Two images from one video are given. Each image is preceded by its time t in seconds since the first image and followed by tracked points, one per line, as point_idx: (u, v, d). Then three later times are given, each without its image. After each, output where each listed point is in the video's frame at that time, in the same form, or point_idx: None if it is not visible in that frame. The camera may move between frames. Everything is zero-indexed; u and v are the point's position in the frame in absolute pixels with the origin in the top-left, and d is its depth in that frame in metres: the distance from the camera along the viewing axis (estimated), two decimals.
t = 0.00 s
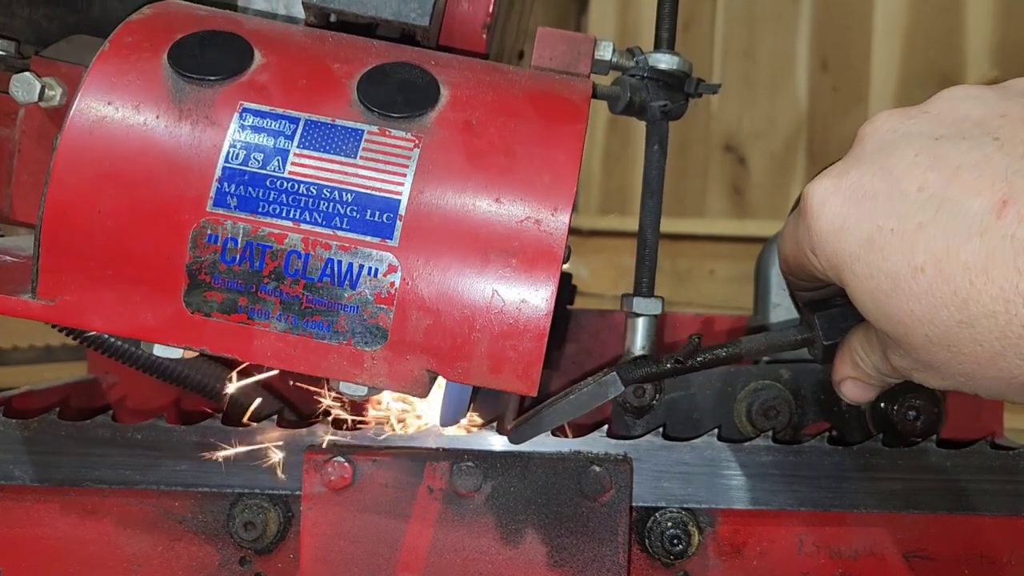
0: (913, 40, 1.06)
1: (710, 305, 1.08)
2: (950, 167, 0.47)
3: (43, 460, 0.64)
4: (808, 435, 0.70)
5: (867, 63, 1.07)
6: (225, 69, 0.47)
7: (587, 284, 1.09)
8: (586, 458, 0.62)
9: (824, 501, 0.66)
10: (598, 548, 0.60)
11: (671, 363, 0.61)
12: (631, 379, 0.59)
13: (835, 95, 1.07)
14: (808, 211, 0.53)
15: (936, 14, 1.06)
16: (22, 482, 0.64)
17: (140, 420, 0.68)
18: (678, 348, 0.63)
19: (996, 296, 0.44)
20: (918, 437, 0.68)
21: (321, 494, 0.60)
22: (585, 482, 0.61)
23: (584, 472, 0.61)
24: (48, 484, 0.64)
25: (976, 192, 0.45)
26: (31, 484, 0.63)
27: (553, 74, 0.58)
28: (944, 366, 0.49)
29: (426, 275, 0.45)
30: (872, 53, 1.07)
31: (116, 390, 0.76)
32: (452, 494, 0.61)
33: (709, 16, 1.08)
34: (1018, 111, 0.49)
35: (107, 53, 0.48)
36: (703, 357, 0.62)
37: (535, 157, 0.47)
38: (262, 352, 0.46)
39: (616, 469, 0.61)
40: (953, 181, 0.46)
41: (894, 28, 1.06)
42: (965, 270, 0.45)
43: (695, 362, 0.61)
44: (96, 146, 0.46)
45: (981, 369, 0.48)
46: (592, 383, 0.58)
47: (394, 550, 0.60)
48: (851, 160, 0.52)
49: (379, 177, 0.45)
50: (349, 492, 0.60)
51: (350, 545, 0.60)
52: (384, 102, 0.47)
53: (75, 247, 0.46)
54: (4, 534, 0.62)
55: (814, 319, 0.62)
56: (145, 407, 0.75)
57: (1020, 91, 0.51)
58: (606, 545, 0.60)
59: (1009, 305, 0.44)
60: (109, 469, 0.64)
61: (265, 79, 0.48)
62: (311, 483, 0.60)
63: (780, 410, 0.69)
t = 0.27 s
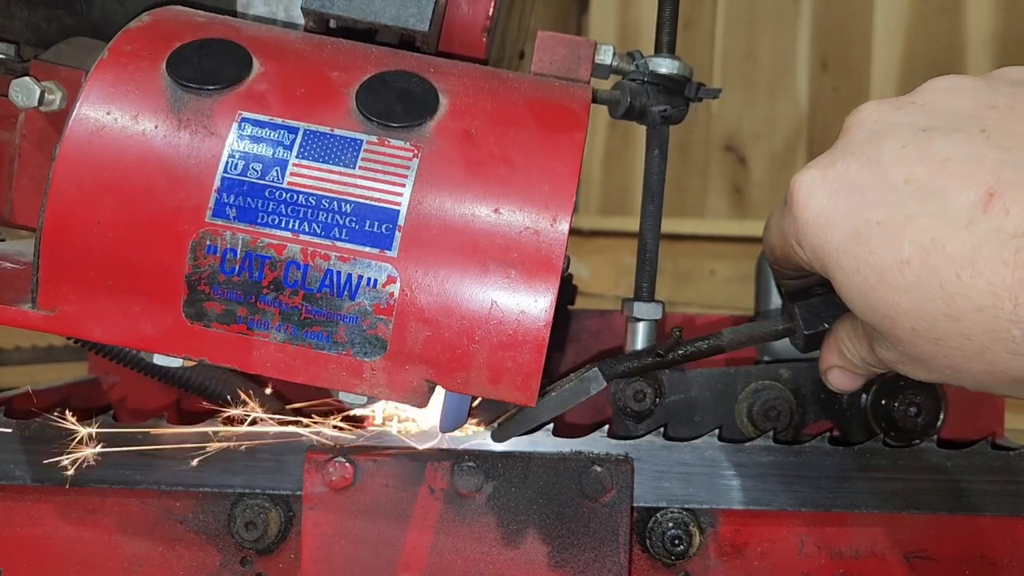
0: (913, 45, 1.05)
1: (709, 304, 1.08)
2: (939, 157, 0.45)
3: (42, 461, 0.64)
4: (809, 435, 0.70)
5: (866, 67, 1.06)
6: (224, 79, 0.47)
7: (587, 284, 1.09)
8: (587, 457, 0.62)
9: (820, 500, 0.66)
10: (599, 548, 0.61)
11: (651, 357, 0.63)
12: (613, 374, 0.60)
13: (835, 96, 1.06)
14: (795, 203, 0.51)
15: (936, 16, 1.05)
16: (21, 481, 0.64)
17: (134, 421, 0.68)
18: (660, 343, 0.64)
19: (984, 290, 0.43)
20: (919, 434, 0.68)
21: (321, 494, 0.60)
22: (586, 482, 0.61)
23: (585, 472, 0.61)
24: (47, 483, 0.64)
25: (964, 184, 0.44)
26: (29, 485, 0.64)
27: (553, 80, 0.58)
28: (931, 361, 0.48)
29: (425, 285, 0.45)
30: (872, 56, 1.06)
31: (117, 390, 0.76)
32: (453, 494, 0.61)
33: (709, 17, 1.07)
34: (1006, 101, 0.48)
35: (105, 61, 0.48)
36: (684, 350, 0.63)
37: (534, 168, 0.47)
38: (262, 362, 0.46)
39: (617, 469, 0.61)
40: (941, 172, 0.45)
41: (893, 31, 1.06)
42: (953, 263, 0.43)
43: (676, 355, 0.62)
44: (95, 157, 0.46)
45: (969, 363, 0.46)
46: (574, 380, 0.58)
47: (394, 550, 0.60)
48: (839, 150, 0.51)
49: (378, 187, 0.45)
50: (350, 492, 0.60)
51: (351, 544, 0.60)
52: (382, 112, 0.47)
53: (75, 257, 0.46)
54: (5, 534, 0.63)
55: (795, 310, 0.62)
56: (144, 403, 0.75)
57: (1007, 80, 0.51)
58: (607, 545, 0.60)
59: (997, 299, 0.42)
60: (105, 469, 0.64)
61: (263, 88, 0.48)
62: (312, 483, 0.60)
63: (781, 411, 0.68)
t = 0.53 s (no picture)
0: (913, 43, 1.06)
1: (709, 304, 1.08)
2: (917, 168, 0.46)
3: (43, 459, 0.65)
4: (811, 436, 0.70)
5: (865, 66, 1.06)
6: (225, 73, 0.47)
7: (587, 284, 1.09)
8: (586, 457, 0.62)
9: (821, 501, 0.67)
10: (599, 548, 0.60)
11: (624, 359, 0.64)
12: (582, 376, 0.62)
13: (835, 95, 1.06)
14: (773, 212, 0.52)
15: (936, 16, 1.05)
16: (22, 483, 0.64)
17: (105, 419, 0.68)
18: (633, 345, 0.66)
19: (961, 300, 0.44)
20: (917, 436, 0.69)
21: (321, 494, 0.60)
22: (585, 482, 0.61)
23: (585, 472, 0.61)
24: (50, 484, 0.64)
25: (942, 194, 0.45)
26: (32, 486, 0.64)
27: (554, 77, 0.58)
28: (907, 371, 0.49)
29: (426, 279, 0.45)
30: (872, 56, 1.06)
31: (116, 390, 0.76)
32: (452, 494, 0.61)
33: (710, 16, 1.08)
34: (980, 112, 0.49)
35: (105, 56, 0.48)
36: (656, 353, 0.65)
37: (535, 163, 0.47)
38: (262, 356, 0.46)
39: (617, 469, 0.61)
40: (920, 183, 0.46)
41: (893, 31, 1.06)
42: (930, 274, 0.44)
43: (647, 359, 0.64)
44: (95, 151, 0.46)
45: (944, 374, 0.47)
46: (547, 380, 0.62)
47: (394, 550, 0.60)
48: (818, 158, 0.52)
49: (378, 181, 0.45)
50: (349, 491, 0.60)
51: (350, 545, 0.60)
52: (383, 106, 0.47)
53: (74, 252, 0.46)
54: (4, 534, 0.63)
55: (769, 314, 0.63)
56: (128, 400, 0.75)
57: (984, 89, 0.52)
58: (607, 545, 0.60)
59: (973, 309, 0.43)
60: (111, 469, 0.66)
61: (264, 83, 0.48)
62: (312, 483, 0.60)
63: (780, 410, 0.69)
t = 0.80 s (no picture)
0: (913, 43, 1.06)
1: (710, 304, 1.08)
2: (912, 176, 0.45)
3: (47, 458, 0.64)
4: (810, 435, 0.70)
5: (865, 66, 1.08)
6: (232, 47, 0.47)
7: (587, 284, 1.09)
8: (586, 458, 0.61)
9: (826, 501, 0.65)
10: (598, 550, 0.59)
11: (605, 366, 0.63)
12: (563, 381, 0.61)
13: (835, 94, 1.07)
14: (766, 219, 0.50)
15: (936, 15, 1.06)
16: (27, 481, 0.63)
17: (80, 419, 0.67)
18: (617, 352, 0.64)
19: (959, 308, 0.43)
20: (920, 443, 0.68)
21: (321, 495, 0.59)
22: (585, 483, 0.60)
23: (584, 473, 0.60)
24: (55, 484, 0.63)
25: (939, 202, 0.44)
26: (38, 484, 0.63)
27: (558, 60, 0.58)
28: (902, 384, 0.47)
29: (432, 250, 0.45)
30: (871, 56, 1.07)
31: (116, 390, 0.75)
32: (452, 495, 0.60)
33: (710, 14, 1.09)
34: (978, 120, 0.48)
35: (114, 31, 0.48)
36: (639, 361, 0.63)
37: (542, 134, 0.47)
38: (267, 327, 0.45)
39: (616, 469, 0.60)
40: (916, 191, 0.45)
41: (894, 32, 1.07)
42: (928, 282, 0.43)
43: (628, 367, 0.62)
44: (102, 121, 0.46)
45: (941, 386, 0.46)
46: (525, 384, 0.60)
47: (394, 550, 0.59)
48: (811, 165, 0.50)
49: (385, 151, 0.45)
50: (349, 492, 0.60)
51: (350, 545, 0.59)
52: (390, 79, 0.47)
53: (80, 222, 0.46)
54: (3, 534, 0.61)
55: (751, 327, 0.59)
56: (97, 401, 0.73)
57: (979, 99, 0.52)
58: (607, 548, 0.59)
59: (972, 316, 0.43)
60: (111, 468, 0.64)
61: (271, 57, 0.48)
62: (311, 484, 0.59)
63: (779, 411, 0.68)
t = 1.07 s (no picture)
0: (914, 41, 1.08)
1: (709, 304, 1.08)
2: (926, 196, 0.46)
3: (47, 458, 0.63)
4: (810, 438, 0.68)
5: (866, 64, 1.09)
6: (236, 32, 0.48)
7: (587, 284, 1.09)
8: (586, 458, 0.61)
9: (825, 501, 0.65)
10: (599, 548, 0.59)
11: (603, 376, 0.63)
12: (562, 388, 0.61)
13: (835, 94, 1.09)
14: (780, 237, 0.51)
15: (937, 14, 1.07)
16: (25, 481, 0.62)
17: (76, 420, 0.66)
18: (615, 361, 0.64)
19: (974, 328, 0.43)
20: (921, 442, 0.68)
21: (321, 494, 0.58)
22: (585, 483, 0.60)
23: (585, 473, 0.60)
24: (56, 484, 0.62)
25: (953, 222, 0.44)
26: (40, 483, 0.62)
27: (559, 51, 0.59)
28: (917, 404, 0.48)
29: (435, 232, 0.45)
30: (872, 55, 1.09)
31: (116, 390, 0.75)
32: (452, 494, 0.60)
33: (711, 14, 1.10)
34: (992, 140, 0.49)
35: (119, 18, 0.48)
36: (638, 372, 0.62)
37: (546, 117, 0.47)
38: (270, 310, 0.45)
39: (616, 469, 0.60)
40: (930, 211, 0.45)
41: (894, 33, 1.08)
42: (942, 302, 0.44)
43: (626, 377, 0.62)
44: (107, 105, 0.46)
45: (956, 406, 0.46)
46: (524, 388, 0.59)
47: (394, 550, 0.59)
48: (826, 184, 0.51)
49: (388, 135, 0.46)
50: (349, 492, 0.59)
51: (350, 545, 0.59)
52: (394, 63, 0.47)
53: (83, 205, 0.46)
54: (3, 534, 0.61)
55: (752, 343, 0.60)
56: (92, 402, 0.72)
57: (996, 118, 0.52)
58: (607, 546, 0.59)
59: (987, 337, 0.43)
60: (110, 467, 0.64)
61: (275, 42, 0.48)
62: (312, 484, 0.59)
63: (781, 410, 0.67)
